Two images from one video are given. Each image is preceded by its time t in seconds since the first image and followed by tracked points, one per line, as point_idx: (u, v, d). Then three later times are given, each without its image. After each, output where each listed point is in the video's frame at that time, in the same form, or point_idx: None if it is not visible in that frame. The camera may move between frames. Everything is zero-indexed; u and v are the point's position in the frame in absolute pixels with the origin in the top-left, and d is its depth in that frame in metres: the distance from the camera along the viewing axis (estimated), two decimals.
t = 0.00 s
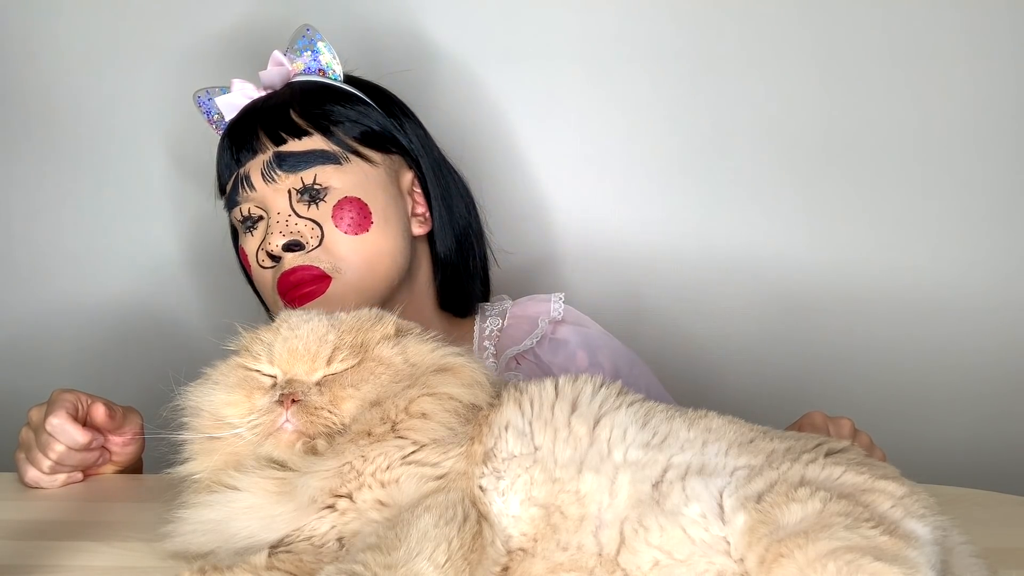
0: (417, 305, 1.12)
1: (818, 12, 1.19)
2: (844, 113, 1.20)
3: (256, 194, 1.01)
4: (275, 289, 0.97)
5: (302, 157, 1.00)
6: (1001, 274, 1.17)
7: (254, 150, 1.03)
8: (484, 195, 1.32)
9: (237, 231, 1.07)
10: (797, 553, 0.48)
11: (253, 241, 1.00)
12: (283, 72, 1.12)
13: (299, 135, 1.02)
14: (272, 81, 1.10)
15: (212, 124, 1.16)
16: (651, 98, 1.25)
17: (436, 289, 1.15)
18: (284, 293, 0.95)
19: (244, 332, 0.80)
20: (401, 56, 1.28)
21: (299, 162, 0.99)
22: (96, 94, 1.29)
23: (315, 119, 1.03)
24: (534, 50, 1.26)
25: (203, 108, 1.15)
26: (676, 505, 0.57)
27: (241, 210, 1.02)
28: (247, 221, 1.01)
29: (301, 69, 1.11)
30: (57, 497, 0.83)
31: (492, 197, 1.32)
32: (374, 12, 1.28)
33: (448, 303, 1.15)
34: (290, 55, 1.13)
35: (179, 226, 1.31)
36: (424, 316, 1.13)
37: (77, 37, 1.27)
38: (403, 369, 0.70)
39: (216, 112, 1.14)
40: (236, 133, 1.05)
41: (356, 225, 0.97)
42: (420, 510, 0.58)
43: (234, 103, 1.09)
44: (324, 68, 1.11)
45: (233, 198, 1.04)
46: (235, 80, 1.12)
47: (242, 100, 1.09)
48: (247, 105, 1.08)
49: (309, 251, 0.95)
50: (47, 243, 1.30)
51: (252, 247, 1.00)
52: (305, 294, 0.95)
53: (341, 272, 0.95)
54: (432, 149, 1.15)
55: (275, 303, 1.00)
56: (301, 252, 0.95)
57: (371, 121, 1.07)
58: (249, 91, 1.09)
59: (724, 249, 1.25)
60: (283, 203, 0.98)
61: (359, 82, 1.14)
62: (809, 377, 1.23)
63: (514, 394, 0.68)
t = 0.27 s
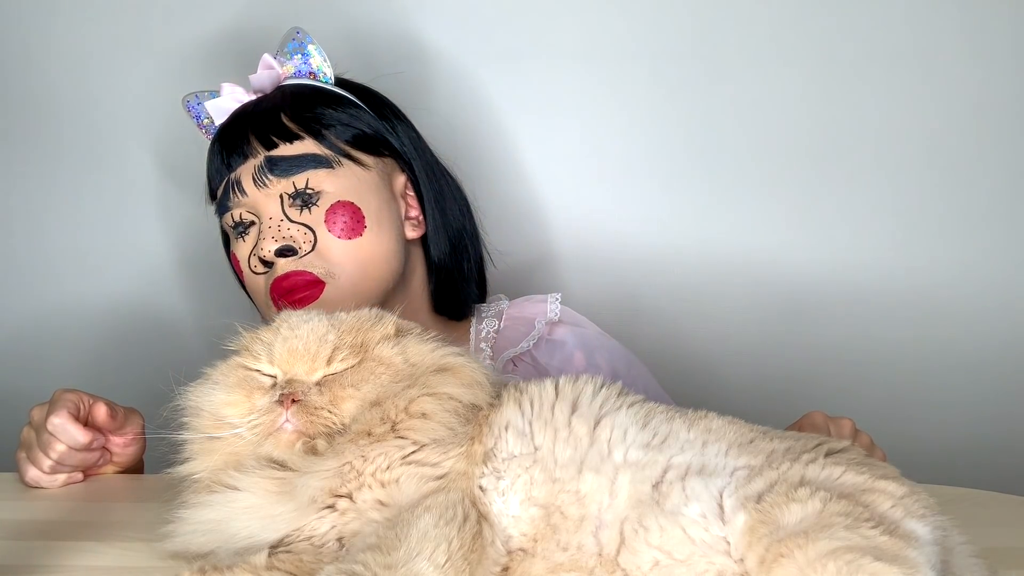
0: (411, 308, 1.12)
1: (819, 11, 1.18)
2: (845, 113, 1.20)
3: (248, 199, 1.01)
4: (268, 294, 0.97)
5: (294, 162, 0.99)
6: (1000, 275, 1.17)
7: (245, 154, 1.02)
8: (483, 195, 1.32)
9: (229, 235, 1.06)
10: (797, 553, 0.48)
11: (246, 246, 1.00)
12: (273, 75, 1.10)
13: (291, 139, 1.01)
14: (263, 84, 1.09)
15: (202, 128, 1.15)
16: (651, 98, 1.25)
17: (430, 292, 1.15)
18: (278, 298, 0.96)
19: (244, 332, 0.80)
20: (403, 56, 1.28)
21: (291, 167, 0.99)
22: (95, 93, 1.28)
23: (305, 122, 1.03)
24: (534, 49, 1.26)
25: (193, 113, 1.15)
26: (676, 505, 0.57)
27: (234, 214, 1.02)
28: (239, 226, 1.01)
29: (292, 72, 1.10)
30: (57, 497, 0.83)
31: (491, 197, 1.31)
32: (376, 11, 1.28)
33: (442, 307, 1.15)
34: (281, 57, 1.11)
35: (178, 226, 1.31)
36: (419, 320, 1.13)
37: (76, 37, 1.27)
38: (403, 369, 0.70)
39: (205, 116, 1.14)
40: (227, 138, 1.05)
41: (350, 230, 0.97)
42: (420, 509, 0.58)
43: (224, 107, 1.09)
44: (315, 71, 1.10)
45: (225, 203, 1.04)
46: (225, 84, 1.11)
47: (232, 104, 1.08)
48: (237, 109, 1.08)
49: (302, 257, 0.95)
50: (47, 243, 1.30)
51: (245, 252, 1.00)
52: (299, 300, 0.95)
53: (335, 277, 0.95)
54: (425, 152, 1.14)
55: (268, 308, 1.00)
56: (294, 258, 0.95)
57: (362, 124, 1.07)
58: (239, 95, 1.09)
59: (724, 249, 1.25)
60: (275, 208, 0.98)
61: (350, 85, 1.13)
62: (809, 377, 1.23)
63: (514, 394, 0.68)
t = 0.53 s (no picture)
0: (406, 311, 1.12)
1: (821, 10, 1.18)
2: (847, 113, 1.19)
3: (240, 204, 1.00)
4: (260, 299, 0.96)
5: (287, 166, 0.99)
6: (1000, 275, 1.17)
7: (237, 158, 1.02)
8: (483, 195, 1.31)
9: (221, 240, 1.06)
10: (797, 554, 0.48)
11: (238, 251, 1.00)
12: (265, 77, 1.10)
13: (283, 143, 1.01)
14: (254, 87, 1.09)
15: (193, 132, 1.15)
16: (653, 97, 1.24)
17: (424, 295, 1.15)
18: (269, 303, 0.95)
19: (245, 332, 0.80)
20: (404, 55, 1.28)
21: (283, 171, 0.99)
22: (95, 92, 1.28)
23: (297, 126, 1.03)
24: (535, 48, 1.26)
25: (184, 116, 1.14)
26: (676, 505, 0.57)
27: (226, 219, 1.02)
28: (232, 231, 1.01)
29: (284, 75, 1.10)
30: (58, 497, 0.83)
31: (491, 198, 1.31)
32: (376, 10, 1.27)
33: (437, 311, 1.15)
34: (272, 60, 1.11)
35: (179, 226, 1.31)
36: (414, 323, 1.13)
37: (76, 36, 1.27)
38: (403, 369, 0.70)
39: (196, 119, 1.14)
40: (218, 142, 1.05)
41: (344, 233, 0.96)
42: (420, 509, 0.58)
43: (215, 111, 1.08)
44: (307, 74, 1.10)
45: (217, 208, 1.03)
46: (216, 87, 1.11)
47: (223, 107, 1.08)
48: (228, 112, 1.07)
49: (295, 261, 0.95)
50: (48, 242, 1.30)
51: (237, 257, 1.00)
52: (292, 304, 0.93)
53: (328, 281, 0.95)
54: (418, 154, 1.14)
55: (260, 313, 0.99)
56: (287, 262, 0.95)
57: (354, 126, 1.06)
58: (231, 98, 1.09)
59: (724, 249, 1.25)
60: (268, 212, 0.98)
61: (342, 87, 1.13)
62: (809, 377, 1.23)
63: (514, 394, 0.68)
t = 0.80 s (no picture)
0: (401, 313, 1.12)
1: (823, 11, 1.18)
2: (847, 113, 1.19)
3: (232, 208, 1.00)
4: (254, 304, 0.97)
5: (279, 169, 0.99)
6: (1000, 275, 1.17)
7: (228, 161, 1.02)
8: (483, 196, 1.31)
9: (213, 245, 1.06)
10: (797, 553, 0.48)
11: (231, 256, 1.00)
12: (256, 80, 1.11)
13: (274, 146, 1.01)
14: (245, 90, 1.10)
15: (183, 136, 1.15)
16: (653, 97, 1.24)
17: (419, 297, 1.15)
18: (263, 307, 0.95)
19: (245, 332, 0.80)
20: (405, 55, 1.28)
21: (275, 175, 0.99)
22: (97, 93, 1.28)
23: (288, 128, 1.02)
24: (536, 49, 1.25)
25: (173, 120, 1.14)
26: (676, 506, 0.57)
27: (218, 224, 1.02)
28: (224, 236, 1.01)
29: (274, 77, 1.10)
30: (58, 497, 0.83)
31: (491, 198, 1.31)
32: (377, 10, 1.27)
33: (432, 314, 1.15)
34: (262, 63, 1.11)
35: (178, 227, 1.30)
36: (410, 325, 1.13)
37: (77, 36, 1.27)
38: (403, 369, 0.70)
39: (185, 123, 1.14)
40: (209, 147, 1.05)
41: (337, 237, 0.96)
42: (420, 509, 0.58)
43: (206, 114, 1.09)
44: (298, 77, 1.10)
45: (208, 212, 1.03)
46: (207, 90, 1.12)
47: (213, 111, 1.09)
48: (219, 116, 1.07)
49: (289, 265, 0.95)
50: (48, 243, 1.30)
51: (230, 262, 0.99)
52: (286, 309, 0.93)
53: (322, 286, 0.95)
54: (411, 156, 1.14)
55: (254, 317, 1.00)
56: (281, 267, 0.95)
57: (346, 129, 1.06)
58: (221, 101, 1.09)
59: (724, 250, 1.25)
60: (260, 216, 0.98)
61: (333, 89, 1.13)
62: (809, 377, 1.23)
63: (514, 395, 0.68)
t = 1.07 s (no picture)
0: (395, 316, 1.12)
1: (823, 11, 1.18)
2: (846, 114, 1.19)
3: (222, 214, 1.00)
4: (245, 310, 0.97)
5: (269, 174, 0.99)
6: (999, 276, 1.17)
7: (218, 167, 1.02)
8: (481, 196, 1.31)
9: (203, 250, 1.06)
10: (797, 553, 0.48)
11: (222, 262, 0.99)
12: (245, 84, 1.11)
13: (263, 151, 1.01)
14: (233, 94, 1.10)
15: (172, 140, 1.15)
16: (653, 98, 1.24)
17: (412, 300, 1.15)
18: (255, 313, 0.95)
19: (245, 332, 0.80)
20: (404, 55, 1.28)
21: (265, 180, 0.99)
22: (96, 93, 1.28)
23: (277, 132, 1.02)
24: (535, 49, 1.25)
25: (161, 124, 1.14)
26: (676, 506, 0.57)
27: (208, 230, 1.02)
28: (215, 242, 1.01)
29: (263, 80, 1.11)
30: (58, 497, 0.83)
31: (491, 199, 1.31)
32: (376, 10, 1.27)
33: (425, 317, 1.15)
34: (251, 66, 1.12)
35: (178, 227, 1.30)
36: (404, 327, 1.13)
37: (77, 36, 1.27)
38: (403, 369, 0.70)
39: (174, 127, 1.14)
40: (198, 152, 1.04)
41: (328, 242, 0.96)
42: (420, 509, 0.58)
43: (194, 119, 1.09)
44: (287, 80, 1.10)
45: (198, 218, 1.03)
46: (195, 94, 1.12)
47: (201, 115, 1.08)
48: (207, 121, 1.07)
49: (280, 271, 0.95)
50: (49, 243, 1.30)
51: (220, 268, 0.99)
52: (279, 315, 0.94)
53: (314, 291, 0.95)
54: (402, 159, 1.14)
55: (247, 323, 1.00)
56: (272, 273, 0.95)
57: (336, 132, 1.06)
58: (210, 105, 1.09)
59: (723, 250, 1.25)
60: (251, 222, 0.98)
61: (323, 92, 1.13)
62: (809, 378, 1.23)
63: (514, 395, 0.68)
